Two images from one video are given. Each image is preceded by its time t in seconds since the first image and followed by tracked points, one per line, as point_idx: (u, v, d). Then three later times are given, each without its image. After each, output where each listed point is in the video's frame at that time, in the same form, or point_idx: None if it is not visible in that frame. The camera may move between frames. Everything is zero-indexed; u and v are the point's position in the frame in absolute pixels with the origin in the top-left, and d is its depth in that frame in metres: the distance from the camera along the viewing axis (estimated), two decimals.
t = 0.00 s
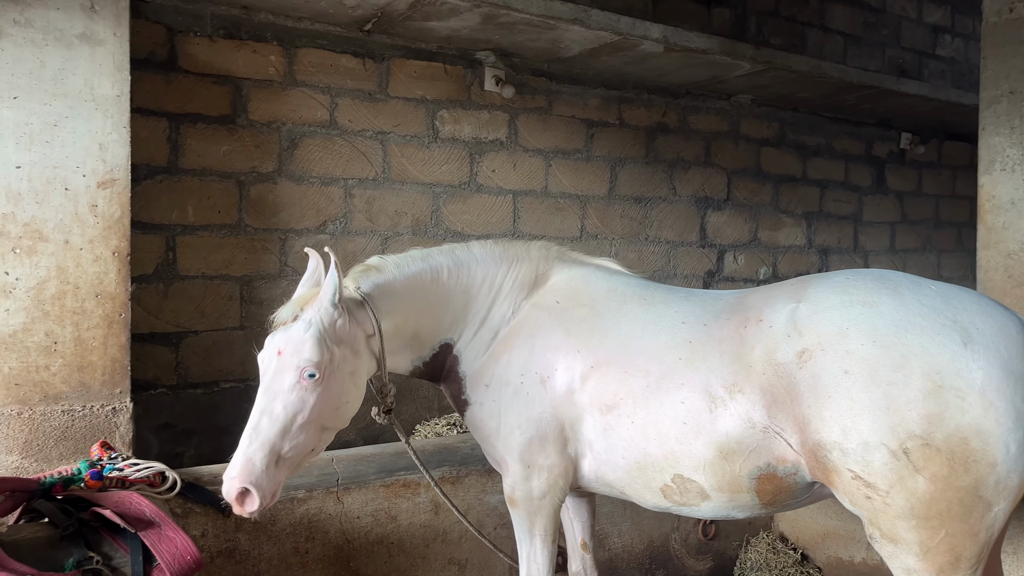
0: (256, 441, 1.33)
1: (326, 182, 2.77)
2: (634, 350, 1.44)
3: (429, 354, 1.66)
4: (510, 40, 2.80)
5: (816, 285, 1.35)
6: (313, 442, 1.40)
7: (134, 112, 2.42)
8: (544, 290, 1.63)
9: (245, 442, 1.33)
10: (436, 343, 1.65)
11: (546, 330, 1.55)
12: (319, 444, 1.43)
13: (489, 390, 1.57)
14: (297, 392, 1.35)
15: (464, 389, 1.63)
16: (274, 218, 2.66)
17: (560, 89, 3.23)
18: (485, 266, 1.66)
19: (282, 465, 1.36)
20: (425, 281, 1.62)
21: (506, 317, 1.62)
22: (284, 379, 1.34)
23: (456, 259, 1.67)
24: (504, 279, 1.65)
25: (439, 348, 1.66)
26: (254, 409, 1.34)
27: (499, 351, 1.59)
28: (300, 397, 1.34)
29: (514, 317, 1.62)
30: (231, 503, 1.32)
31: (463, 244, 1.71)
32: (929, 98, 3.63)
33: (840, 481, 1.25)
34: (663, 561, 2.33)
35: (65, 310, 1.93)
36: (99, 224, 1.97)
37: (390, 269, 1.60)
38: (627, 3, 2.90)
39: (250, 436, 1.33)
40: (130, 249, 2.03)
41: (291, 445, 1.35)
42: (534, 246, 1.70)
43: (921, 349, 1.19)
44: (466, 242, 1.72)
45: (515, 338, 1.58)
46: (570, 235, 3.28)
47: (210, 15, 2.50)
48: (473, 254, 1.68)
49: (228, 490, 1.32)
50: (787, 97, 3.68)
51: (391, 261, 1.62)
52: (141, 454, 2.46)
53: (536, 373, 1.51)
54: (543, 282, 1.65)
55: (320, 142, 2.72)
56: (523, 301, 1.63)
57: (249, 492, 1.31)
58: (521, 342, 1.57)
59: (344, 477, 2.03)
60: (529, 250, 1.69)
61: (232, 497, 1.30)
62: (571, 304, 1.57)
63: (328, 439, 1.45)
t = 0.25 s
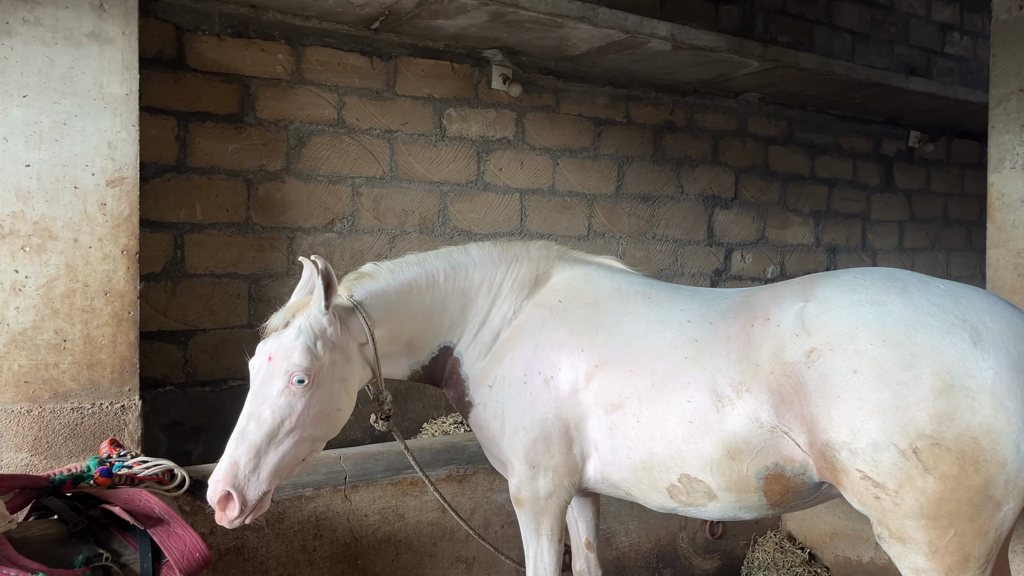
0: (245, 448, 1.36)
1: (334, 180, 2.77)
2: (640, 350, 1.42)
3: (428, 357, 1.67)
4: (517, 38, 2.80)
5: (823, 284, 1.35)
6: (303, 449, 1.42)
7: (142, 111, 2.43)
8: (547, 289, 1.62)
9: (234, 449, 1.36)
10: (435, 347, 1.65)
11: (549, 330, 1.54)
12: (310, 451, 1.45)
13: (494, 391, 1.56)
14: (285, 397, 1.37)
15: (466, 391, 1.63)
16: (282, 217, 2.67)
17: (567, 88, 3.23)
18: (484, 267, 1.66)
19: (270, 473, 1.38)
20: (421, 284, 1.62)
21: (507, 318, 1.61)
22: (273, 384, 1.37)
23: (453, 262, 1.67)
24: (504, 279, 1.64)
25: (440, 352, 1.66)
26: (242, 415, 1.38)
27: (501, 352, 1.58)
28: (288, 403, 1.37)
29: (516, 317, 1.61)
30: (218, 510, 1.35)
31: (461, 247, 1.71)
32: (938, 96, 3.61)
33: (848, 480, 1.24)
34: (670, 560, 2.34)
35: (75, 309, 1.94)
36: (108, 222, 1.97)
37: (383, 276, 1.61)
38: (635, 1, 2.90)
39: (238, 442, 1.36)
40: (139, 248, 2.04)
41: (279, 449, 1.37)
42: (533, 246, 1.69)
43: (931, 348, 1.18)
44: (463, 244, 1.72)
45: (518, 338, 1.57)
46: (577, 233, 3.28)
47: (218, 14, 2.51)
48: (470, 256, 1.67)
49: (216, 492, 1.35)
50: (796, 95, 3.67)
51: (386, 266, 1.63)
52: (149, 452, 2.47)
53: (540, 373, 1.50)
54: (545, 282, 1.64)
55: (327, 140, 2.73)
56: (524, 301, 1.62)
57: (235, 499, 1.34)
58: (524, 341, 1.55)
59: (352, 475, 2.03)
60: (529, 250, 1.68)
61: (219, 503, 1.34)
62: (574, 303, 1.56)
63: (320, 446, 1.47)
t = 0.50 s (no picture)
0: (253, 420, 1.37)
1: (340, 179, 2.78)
2: (640, 349, 1.37)
3: (431, 348, 1.66)
4: (524, 37, 2.80)
5: (828, 283, 1.29)
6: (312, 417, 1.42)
7: (150, 111, 2.44)
8: (549, 289, 1.59)
9: (243, 421, 1.37)
10: (438, 338, 1.65)
11: (551, 329, 1.50)
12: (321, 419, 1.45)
13: (495, 391, 1.53)
14: (286, 368, 1.37)
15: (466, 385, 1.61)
16: (289, 215, 2.67)
17: (574, 87, 3.23)
18: (488, 262, 1.64)
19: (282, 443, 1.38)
20: (423, 272, 1.61)
21: (509, 316, 1.59)
22: (274, 356, 1.38)
23: (458, 252, 1.65)
24: (506, 276, 1.63)
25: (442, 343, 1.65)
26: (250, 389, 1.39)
27: (503, 351, 1.56)
28: (291, 373, 1.37)
29: (518, 316, 1.59)
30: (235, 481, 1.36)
31: (467, 238, 1.70)
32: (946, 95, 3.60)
33: (855, 481, 1.19)
34: (677, 559, 2.34)
35: (83, 307, 1.95)
36: (116, 221, 1.98)
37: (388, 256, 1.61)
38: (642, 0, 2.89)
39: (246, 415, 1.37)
40: (146, 246, 2.05)
41: (287, 419, 1.37)
42: (537, 245, 1.68)
43: (939, 347, 1.13)
44: (468, 236, 1.70)
45: (520, 337, 1.54)
46: (583, 233, 3.28)
47: (225, 14, 2.52)
48: (475, 248, 1.66)
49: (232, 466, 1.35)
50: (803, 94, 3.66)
51: (393, 248, 1.63)
52: (157, 450, 2.48)
53: (540, 373, 1.46)
54: (545, 280, 1.62)
55: (334, 139, 2.73)
56: (526, 299, 1.60)
57: (250, 469, 1.35)
58: (525, 340, 1.53)
59: (359, 474, 2.03)
60: (533, 248, 1.66)
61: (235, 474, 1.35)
62: (575, 302, 1.53)
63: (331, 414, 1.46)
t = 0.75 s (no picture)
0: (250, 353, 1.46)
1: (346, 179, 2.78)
2: (645, 349, 1.36)
3: (439, 329, 1.66)
4: (529, 37, 2.80)
5: (833, 283, 1.28)
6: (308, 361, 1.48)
7: (156, 110, 2.44)
8: (555, 288, 1.59)
9: (241, 354, 1.46)
10: (446, 319, 1.65)
11: (553, 328, 1.50)
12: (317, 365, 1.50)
13: (497, 389, 1.53)
14: (286, 310, 1.45)
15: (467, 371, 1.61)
16: (294, 215, 2.68)
17: (579, 86, 3.22)
18: (499, 252, 1.64)
19: (273, 380, 1.47)
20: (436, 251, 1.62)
21: (514, 312, 1.59)
22: (278, 296, 1.46)
23: (471, 238, 1.65)
24: (515, 270, 1.63)
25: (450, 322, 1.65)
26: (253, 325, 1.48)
27: (506, 349, 1.55)
28: (289, 315, 1.45)
29: (522, 313, 1.58)
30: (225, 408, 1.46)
31: (482, 225, 1.70)
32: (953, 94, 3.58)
33: (861, 482, 1.17)
34: (682, 559, 2.34)
35: (90, 307, 1.95)
36: (123, 220, 1.99)
37: (405, 226, 1.62)
38: None
39: (245, 348, 1.46)
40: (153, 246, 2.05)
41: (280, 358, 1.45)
42: (549, 242, 1.67)
43: (946, 346, 1.12)
44: (483, 224, 1.70)
45: (523, 334, 1.54)
46: (588, 232, 3.28)
47: (231, 14, 2.52)
48: (490, 237, 1.66)
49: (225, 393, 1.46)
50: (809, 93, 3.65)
51: (412, 220, 1.64)
52: (163, 449, 2.49)
53: (543, 372, 1.45)
54: (551, 279, 1.61)
55: (339, 139, 2.74)
56: (532, 296, 1.60)
57: (239, 399, 1.44)
58: (528, 338, 1.52)
59: (364, 473, 2.03)
60: (543, 245, 1.66)
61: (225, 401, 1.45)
62: (579, 301, 1.52)
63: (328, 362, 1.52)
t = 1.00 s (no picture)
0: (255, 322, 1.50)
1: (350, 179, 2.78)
2: (647, 351, 1.36)
3: (443, 320, 1.67)
4: (533, 37, 2.80)
5: (837, 283, 1.27)
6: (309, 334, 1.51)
7: (161, 111, 2.45)
8: (557, 287, 1.58)
9: (247, 323, 1.51)
10: (449, 311, 1.66)
11: (555, 329, 1.49)
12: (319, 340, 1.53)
13: (499, 388, 1.52)
14: (291, 282, 1.50)
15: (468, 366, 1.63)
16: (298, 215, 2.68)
17: (583, 86, 3.22)
18: (506, 247, 1.65)
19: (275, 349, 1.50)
20: (443, 241, 1.64)
21: (517, 310, 1.59)
22: (284, 268, 1.51)
23: (479, 232, 1.66)
24: (519, 267, 1.63)
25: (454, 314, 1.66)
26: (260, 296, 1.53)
27: (508, 347, 1.55)
28: (293, 288, 1.49)
29: (524, 311, 1.58)
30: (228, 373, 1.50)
31: (492, 220, 1.70)
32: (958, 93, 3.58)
33: (866, 483, 1.16)
34: (686, 559, 2.34)
35: (95, 307, 1.96)
36: (128, 221, 1.99)
37: (415, 214, 1.64)
38: None
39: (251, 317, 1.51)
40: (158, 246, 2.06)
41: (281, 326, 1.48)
42: (555, 241, 1.67)
43: (951, 347, 1.11)
44: (493, 219, 1.70)
45: (524, 334, 1.54)
46: (592, 232, 3.28)
47: (236, 14, 2.53)
48: (498, 233, 1.67)
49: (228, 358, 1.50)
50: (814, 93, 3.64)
51: (423, 208, 1.66)
52: (168, 449, 2.49)
53: (545, 372, 1.45)
54: (554, 279, 1.60)
55: (344, 139, 2.74)
56: (534, 294, 1.59)
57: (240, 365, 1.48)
58: (530, 338, 1.52)
59: (368, 473, 2.03)
60: (549, 244, 1.65)
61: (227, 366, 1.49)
62: (582, 301, 1.51)
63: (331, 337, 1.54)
